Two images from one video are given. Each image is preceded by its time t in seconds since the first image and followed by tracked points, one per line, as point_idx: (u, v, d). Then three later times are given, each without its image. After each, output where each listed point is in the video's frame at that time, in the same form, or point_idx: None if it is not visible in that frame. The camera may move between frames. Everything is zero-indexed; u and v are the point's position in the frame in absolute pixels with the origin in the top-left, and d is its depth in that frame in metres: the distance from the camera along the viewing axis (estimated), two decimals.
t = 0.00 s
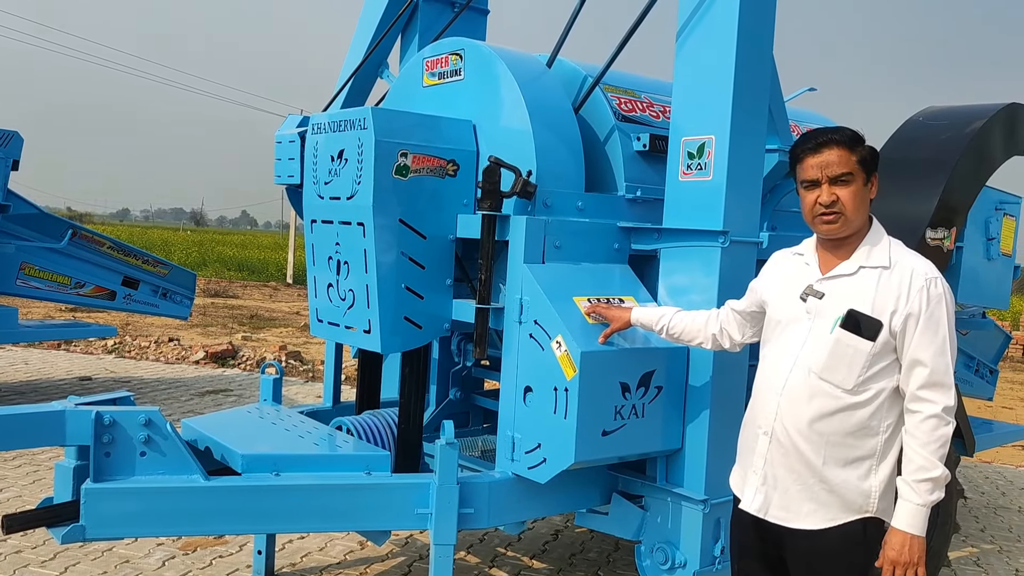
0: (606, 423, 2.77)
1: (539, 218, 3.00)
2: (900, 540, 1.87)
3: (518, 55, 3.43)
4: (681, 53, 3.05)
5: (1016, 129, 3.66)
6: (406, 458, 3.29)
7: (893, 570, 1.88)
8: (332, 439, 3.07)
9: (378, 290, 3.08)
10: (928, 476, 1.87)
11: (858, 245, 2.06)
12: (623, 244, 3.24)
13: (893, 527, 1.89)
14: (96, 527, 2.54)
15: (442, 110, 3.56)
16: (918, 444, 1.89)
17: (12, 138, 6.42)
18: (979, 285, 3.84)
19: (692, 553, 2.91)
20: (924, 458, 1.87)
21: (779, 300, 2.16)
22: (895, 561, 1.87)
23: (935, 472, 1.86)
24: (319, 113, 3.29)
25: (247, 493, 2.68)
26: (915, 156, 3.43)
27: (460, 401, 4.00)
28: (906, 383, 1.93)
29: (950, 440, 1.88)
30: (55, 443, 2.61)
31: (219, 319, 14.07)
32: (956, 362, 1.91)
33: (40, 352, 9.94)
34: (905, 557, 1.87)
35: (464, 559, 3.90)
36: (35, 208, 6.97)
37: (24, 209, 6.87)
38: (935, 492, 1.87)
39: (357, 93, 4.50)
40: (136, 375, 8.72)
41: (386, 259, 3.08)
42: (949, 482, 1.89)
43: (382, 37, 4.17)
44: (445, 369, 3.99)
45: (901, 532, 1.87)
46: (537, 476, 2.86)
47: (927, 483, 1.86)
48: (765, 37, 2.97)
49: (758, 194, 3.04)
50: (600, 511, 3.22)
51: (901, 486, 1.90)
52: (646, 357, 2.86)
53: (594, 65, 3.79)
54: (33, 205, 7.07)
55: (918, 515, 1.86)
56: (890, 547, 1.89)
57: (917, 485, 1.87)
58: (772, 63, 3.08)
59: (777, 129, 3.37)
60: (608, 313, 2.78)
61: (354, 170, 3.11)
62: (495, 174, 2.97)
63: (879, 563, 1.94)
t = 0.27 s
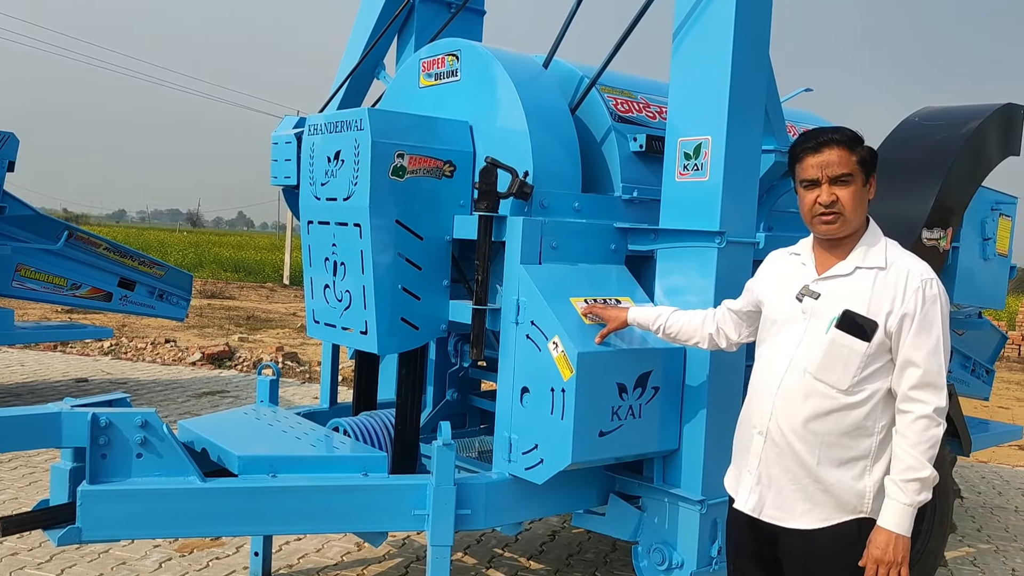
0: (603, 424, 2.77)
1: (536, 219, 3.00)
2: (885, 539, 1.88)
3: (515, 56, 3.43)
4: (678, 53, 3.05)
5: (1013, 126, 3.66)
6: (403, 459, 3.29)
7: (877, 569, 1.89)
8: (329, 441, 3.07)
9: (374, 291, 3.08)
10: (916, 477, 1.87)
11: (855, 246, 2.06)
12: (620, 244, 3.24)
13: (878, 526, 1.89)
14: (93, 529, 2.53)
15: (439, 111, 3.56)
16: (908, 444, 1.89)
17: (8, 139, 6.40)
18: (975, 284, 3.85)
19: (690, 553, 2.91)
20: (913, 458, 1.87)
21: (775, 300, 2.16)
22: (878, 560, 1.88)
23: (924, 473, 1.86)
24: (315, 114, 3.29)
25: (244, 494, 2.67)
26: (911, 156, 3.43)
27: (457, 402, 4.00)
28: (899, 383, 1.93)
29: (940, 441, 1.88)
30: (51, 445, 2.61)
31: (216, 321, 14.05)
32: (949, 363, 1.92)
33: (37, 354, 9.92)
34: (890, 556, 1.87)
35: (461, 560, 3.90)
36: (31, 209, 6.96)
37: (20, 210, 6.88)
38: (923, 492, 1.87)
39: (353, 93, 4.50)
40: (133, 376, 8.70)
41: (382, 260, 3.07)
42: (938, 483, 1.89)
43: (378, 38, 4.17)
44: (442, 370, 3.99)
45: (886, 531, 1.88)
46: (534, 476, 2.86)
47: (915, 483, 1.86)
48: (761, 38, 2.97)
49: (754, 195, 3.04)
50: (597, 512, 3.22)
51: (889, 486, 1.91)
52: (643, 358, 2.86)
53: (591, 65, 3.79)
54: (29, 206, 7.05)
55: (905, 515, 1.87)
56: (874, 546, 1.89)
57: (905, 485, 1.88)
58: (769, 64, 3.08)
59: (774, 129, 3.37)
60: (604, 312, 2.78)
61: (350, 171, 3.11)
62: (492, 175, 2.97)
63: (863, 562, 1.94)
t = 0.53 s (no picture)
0: (599, 424, 2.77)
1: (531, 220, 3.00)
2: (873, 538, 1.88)
3: (510, 57, 3.43)
4: (673, 54, 3.06)
5: (1006, 127, 3.67)
6: (399, 460, 3.29)
7: (864, 567, 1.90)
8: (325, 442, 3.07)
9: (369, 291, 3.08)
10: (905, 476, 1.87)
11: (849, 246, 2.07)
12: (615, 245, 3.25)
13: (866, 526, 1.90)
14: (88, 531, 2.53)
15: (434, 112, 3.56)
16: (897, 444, 1.89)
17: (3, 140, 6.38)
18: (969, 284, 3.85)
19: (685, 553, 2.92)
20: (902, 458, 1.87)
21: (768, 299, 2.17)
22: (866, 558, 1.89)
23: (913, 472, 1.87)
24: (311, 115, 3.29)
25: (240, 496, 2.67)
26: (906, 156, 3.44)
27: (453, 402, 4.00)
28: (890, 383, 1.94)
29: (930, 441, 1.88)
30: (47, 447, 2.60)
31: (213, 322, 14.03)
32: (939, 364, 1.92)
33: (32, 356, 9.90)
34: (877, 554, 1.88)
35: (458, 561, 3.90)
36: (27, 210, 6.95)
37: (15, 212, 6.86)
38: (911, 492, 1.88)
39: (349, 94, 4.50)
40: (129, 378, 8.69)
41: (378, 261, 3.07)
42: (927, 484, 1.89)
43: (373, 39, 4.17)
44: (438, 371, 3.99)
45: (874, 530, 1.88)
46: (529, 477, 2.87)
47: (904, 483, 1.87)
48: (756, 38, 2.98)
49: (749, 195, 3.04)
50: (593, 512, 3.22)
51: (878, 485, 1.92)
52: (638, 358, 2.86)
53: (586, 66, 3.79)
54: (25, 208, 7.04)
55: (893, 514, 1.87)
56: (862, 545, 1.90)
57: (894, 485, 1.88)
58: (763, 64, 3.08)
59: (769, 130, 3.38)
60: (600, 312, 2.78)
61: (346, 172, 3.11)
62: (487, 176, 2.97)
63: (851, 560, 1.95)
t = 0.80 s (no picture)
0: (595, 424, 2.77)
1: (527, 220, 3.00)
2: (872, 537, 1.88)
3: (505, 57, 3.43)
4: (668, 53, 3.06)
5: (1001, 127, 3.68)
6: (395, 461, 3.29)
7: (864, 567, 1.89)
8: (321, 442, 3.06)
9: (364, 291, 3.08)
10: (902, 474, 1.87)
11: (842, 244, 2.07)
12: (611, 245, 3.24)
13: (865, 524, 1.90)
14: (83, 533, 2.52)
15: (429, 112, 3.56)
16: (893, 443, 1.89)
17: None
18: (965, 283, 3.86)
19: (682, 553, 2.92)
20: (898, 456, 1.87)
21: (762, 298, 2.17)
22: (866, 558, 1.88)
23: (910, 471, 1.87)
24: (306, 115, 3.28)
25: (235, 497, 2.66)
26: (901, 156, 3.44)
27: (449, 403, 4.00)
28: (885, 382, 1.94)
29: (925, 439, 1.88)
30: (42, 449, 2.59)
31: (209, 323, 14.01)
32: (934, 362, 1.92)
33: (27, 357, 9.87)
34: (876, 553, 1.87)
35: (454, 561, 3.90)
36: (22, 211, 6.93)
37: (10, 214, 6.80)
38: (909, 490, 1.88)
39: (344, 95, 4.49)
40: (125, 379, 8.67)
41: (373, 262, 3.07)
42: (924, 482, 1.89)
43: (368, 39, 4.16)
44: (434, 371, 3.99)
45: (872, 529, 1.88)
46: (525, 477, 2.87)
47: (901, 482, 1.87)
48: (751, 38, 2.98)
49: (745, 195, 3.04)
50: (589, 512, 3.22)
51: (875, 484, 1.91)
52: (634, 358, 2.86)
53: (581, 66, 3.79)
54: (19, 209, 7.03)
55: (892, 512, 1.87)
56: (861, 544, 1.90)
57: (890, 483, 1.88)
58: (758, 64, 3.09)
59: (764, 129, 3.38)
60: (596, 312, 2.78)
61: (341, 172, 3.11)
62: (482, 176, 2.97)
63: (850, 559, 1.95)
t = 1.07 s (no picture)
0: (592, 424, 2.77)
1: (523, 221, 3.00)
2: (872, 535, 1.88)
3: (501, 58, 3.43)
4: (663, 54, 3.06)
5: (996, 128, 3.69)
6: (392, 462, 3.29)
7: (864, 565, 1.90)
8: (318, 444, 3.06)
9: (361, 293, 3.08)
10: (900, 473, 1.88)
11: (836, 244, 2.07)
12: (607, 245, 3.25)
13: (865, 523, 1.90)
14: (79, 535, 2.52)
15: (425, 113, 3.56)
16: (891, 441, 1.89)
17: None
18: (961, 283, 3.87)
19: (679, 553, 2.92)
20: (897, 454, 1.88)
21: (757, 299, 2.17)
22: (866, 556, 1.88)
23: (908, 469, 1.87)
24: (302, 117, 3.28)
25: (232, 499, 2.66)
26: (897, 156, 3.45)
27: (446, 404, 4.00)
28: (881, 380, 1.94)
29: (923, 437, 1.89)
30: (38, 451, 2.57)
31: (207, 325, 14.00)
32: (930, 360, 1.93)
33: (24, 359, 9.86)
34: (876, 552, 1.87)
35: (452, 562, 3.90)
36: (18, 213, 6.92)
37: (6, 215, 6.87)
38: (908, 488, 1.88)
39: (341, 96, 4.49)
40: (122, 381, 8.66)
41: (370, 263, 3.07)
42: (922, 479, 1.90)
43: (365, 40, 4.17)
44: (431, 372, 3.99)
45: (872, 528, 1.88)
46: (522, 478, 2.87)
47: (900, 480, 1.87)
48: (746, 38, 2.98)
49: (741, 195, 3.05)
50: (587, 513, 3.22)
51: (874, 483, 1.91)
52: (631, 358, 2.86)
53: (577, 67, 3.80)
54: (15, 211, 7.02)
55: (891, 510, 1.87)
56: (861, 542, 1.90)
57: (889, 481, 1.88)
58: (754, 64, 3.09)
59: (760, 129, 3.38)
60: (593, 312, 2.79)
61: (337, 173, 3.11)
62: (478, 177, 2.97)
63: (850, 558, 1.95)
